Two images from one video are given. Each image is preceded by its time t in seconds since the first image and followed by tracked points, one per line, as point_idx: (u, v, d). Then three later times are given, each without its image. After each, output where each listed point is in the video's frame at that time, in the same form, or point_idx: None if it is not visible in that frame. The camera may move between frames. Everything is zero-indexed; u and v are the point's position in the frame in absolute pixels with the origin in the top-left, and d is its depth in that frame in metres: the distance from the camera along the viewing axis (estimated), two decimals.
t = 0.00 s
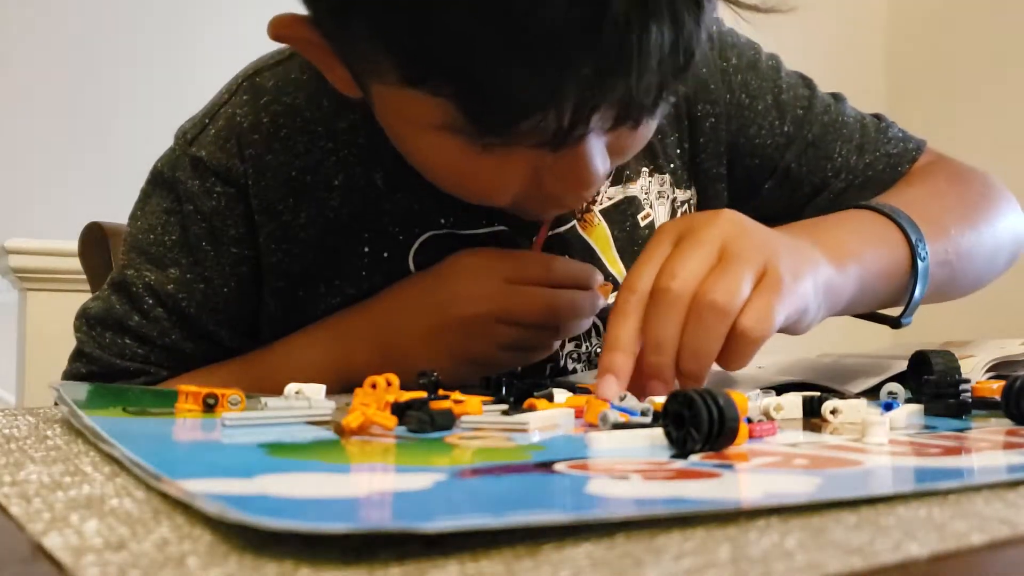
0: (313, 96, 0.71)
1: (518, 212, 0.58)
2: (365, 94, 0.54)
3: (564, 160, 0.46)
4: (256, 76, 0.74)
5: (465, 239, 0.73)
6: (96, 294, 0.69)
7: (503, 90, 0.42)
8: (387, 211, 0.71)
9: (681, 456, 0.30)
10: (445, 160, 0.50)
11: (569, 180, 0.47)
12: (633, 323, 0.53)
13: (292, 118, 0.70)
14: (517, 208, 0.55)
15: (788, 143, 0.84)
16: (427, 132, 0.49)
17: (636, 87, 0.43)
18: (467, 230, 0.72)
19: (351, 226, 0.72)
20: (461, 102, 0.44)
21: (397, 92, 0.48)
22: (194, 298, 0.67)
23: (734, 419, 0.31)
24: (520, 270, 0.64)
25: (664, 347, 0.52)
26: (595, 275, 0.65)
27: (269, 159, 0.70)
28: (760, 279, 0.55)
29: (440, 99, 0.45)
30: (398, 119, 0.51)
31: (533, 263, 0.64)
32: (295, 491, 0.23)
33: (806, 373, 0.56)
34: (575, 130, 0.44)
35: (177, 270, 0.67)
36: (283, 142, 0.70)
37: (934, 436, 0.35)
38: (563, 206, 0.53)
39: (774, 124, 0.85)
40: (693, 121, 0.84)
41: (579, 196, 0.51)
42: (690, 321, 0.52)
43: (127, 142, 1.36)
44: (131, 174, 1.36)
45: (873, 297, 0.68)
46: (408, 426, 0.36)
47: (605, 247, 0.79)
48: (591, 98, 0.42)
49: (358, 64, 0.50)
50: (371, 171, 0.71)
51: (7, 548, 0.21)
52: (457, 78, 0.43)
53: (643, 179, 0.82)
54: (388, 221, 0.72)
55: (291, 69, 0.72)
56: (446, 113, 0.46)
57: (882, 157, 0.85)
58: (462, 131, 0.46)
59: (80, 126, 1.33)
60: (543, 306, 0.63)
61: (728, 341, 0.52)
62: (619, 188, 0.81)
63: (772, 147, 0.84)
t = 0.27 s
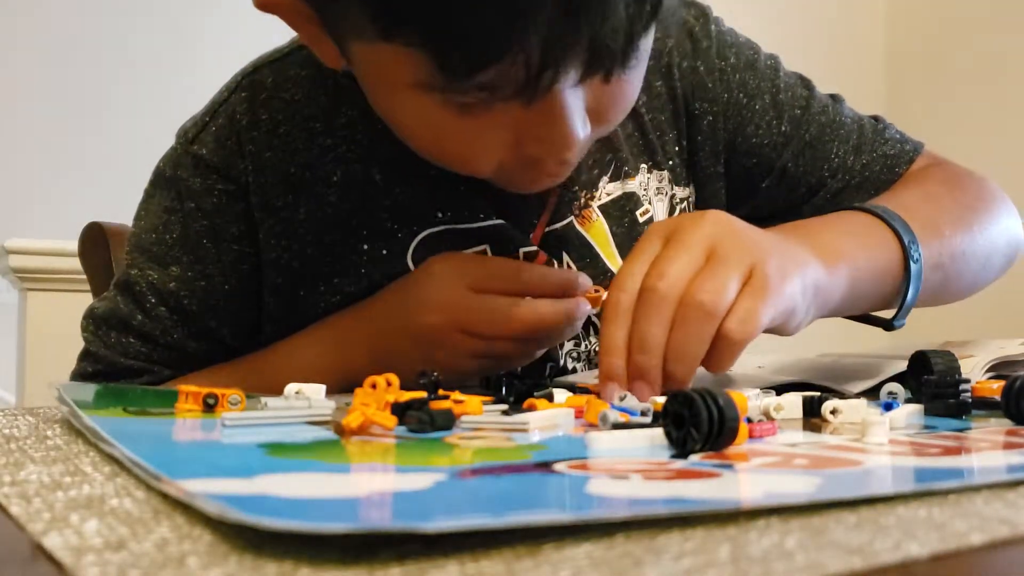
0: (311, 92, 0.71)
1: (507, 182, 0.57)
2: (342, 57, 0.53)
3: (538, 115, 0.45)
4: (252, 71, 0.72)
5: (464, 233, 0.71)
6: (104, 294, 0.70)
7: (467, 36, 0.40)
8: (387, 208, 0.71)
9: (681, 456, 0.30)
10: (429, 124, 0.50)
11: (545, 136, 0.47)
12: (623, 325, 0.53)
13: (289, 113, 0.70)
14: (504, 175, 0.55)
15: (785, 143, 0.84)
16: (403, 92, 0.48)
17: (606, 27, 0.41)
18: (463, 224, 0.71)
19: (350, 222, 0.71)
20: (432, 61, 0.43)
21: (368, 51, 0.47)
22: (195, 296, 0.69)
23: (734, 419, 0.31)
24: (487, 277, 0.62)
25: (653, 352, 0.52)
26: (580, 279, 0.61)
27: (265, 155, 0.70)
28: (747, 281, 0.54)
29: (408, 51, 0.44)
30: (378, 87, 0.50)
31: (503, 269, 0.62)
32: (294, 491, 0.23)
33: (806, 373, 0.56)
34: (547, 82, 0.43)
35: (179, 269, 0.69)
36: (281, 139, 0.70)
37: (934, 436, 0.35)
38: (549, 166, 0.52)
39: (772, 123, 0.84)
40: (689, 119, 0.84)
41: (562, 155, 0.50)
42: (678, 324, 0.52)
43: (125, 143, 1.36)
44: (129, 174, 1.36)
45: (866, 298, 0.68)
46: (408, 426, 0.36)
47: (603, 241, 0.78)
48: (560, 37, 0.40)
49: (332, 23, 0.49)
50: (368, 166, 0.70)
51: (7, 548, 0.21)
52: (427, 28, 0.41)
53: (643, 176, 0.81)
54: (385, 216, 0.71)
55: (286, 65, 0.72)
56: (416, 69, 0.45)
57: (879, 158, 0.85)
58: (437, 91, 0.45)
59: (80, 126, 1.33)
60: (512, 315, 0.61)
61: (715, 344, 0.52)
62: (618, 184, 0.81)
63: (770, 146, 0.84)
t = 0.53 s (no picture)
0: (310, 85, 0.72)
1: (498, 151, 0.58)
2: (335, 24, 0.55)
3: (511, 77, 0.46)
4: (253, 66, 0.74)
5: (460, 225, 0.72)
6: (111, 294, 0.69)
7: None
8: (384, 200, 0.71)
9: (681, 456, 0.30)
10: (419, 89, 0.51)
11: (520, 101, 0.48)
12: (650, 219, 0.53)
13: (288, 106, 0.71)
14: (495, 142, 0.56)
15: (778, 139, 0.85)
16: (390, 54, 0.49)
17: None
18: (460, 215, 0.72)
19: (349, 214, 0.71)
20: (413, 18, 0.44)
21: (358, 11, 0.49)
22: (199, 289, 0.68)
23: (734, 419, 0.31)
24: (464, 274, 0.60)
25: (652, 265, 0.53)
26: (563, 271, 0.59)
27: (266, 147, 0.70)
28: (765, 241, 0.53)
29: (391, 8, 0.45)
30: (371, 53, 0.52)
31: (475, 268, 0.60)
32: (294, 491, 0.23)
33: (807, 372, 0.56)
34: (518, 40, 0.43)
35: (183, 262, 0.68)
36: (282, 132, 0.71)
37: (934, 436, 0.35)
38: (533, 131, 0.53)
39: (766, 119, 0.84)
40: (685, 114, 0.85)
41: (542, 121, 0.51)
42: (684, 264, 0.52)
43: (125, 142, 1.36)
44: (129, 173, 1.36)
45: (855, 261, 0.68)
46: (408, 426, 0.36)
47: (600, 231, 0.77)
48: None
49: None
50: (366, 159, 0.71)
51: (7, 548, 0.21)
52: None
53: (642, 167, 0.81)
54: (381, 210, 0.71)
55: (291, 60, 0.73)
56: (399, 25, 0.46)
57: (867, 154, 0.84)
58: (418, 51, 0.47)
59: (79, 126, 1.33)
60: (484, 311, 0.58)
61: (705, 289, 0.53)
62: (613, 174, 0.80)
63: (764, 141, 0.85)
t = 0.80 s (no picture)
0: (313, 82, 0.73)
1: (489, 138, 0.58)
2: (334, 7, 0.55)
3: (498, 64, 0.46)
4: (261, 64, 0.75)
5: (455, 218, 0.72)
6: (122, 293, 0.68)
7: None
8: (382, 193, 0.71)
9: (680, 456, 0.30)
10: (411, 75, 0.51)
11: (507, 89, 0.48)
12: (607, 135, 0.52)
13: (290, 99, 0.72)
14: (485, 130, 0.56)
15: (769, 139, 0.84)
16: (384, 38, 0.50)
17: None
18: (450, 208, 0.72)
19: (350, 204, 0.71)
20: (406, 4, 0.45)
21: None
22: (210, 279, 0.67)
23: (733, 419, 0.31)
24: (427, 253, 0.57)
25: (612, 164, 0.52)
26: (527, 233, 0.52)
27: (271, 140, 0.71)
28: (720, 160, 0.55)
29: None
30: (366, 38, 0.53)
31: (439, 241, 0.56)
32: (294, 491, 0.23)
33: (806, 372, 0.56)
34: (505, 27, 0.44)
35: (194, 254, 0.68)
36: (288, 125, 0.71)
37: (934, 436, 0.35)
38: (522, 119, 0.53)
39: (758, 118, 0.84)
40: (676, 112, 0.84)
41: (528, 110, 0.51)
42: (639, 169, 0.52)
43: (124, 141, 1.36)
44: (129, 172, 1.36)
45: (816, 211, 0.71)
46: (408, 426, 0.36)
47: (595, 223, 0.79)
48: None
49: None
50: (365, 152, 0.71)
51: (8, 548, 0.21)
52: None
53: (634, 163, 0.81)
54: (380, 202, 0.71)
55: (296, 57, 0.75)
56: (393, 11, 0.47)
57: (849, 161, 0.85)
58: (410, 36, 0.47)
59: (80, 126, 1.33)
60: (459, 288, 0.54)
61: (659, 195, 0.54)
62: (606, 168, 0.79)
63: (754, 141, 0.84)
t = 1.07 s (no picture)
0: (315, 78, 0.74)
1: (486, 126, 0.59)
2: None
3: (498, 50, 0.47)
4: (263, 62, 0.75)
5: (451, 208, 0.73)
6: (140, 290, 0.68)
7: None
8: (382, 182, 0.72)
9: (681, 456, 0.30)
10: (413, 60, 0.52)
11: (505, 78, 0.48)
12: (576, 138, 0.53)
13: (293, 93, 0.73)
14: (482, 117, 0.56)
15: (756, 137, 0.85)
16: (383, 16, 0.50)
17: None
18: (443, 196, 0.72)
19: (353, 193, 0.71)
20: None
21: None
22: (223, 268, 0.66)
23: (733, 419, 0.31)
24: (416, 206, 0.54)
25: (594, 164, 0.53)
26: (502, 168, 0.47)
27: (278, 130, 0.71)
28: (691, 133, 0.56)
29: None
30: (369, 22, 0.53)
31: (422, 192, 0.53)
32: (295, 491, 0.23)
33: (806, 372, 0.56)
34: (507, 13, 0.44)
35: (207, 245, 0.67)
36: (294, 117, 0.72)
37: (934, 436, 0.35)
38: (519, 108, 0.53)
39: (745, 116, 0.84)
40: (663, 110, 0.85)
41: (526, 99, 0.51)
42: (618, 159, 0.53)
43: (124, 140, 1.36)
44: (129, 172, 1.36)
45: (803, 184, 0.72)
46: (408, 426, 0.36)
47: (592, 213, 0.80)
48: None
49: None
50: (364, 145, 0.72)
51: (8, 548, 0.21)
52: None
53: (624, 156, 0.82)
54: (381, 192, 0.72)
55: (299, 55, 0.75)
56: None
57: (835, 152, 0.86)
58: (411, 20, 0.47)
59: (81, 126, 1.33)
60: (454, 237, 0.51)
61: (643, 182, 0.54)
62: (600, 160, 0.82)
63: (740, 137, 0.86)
